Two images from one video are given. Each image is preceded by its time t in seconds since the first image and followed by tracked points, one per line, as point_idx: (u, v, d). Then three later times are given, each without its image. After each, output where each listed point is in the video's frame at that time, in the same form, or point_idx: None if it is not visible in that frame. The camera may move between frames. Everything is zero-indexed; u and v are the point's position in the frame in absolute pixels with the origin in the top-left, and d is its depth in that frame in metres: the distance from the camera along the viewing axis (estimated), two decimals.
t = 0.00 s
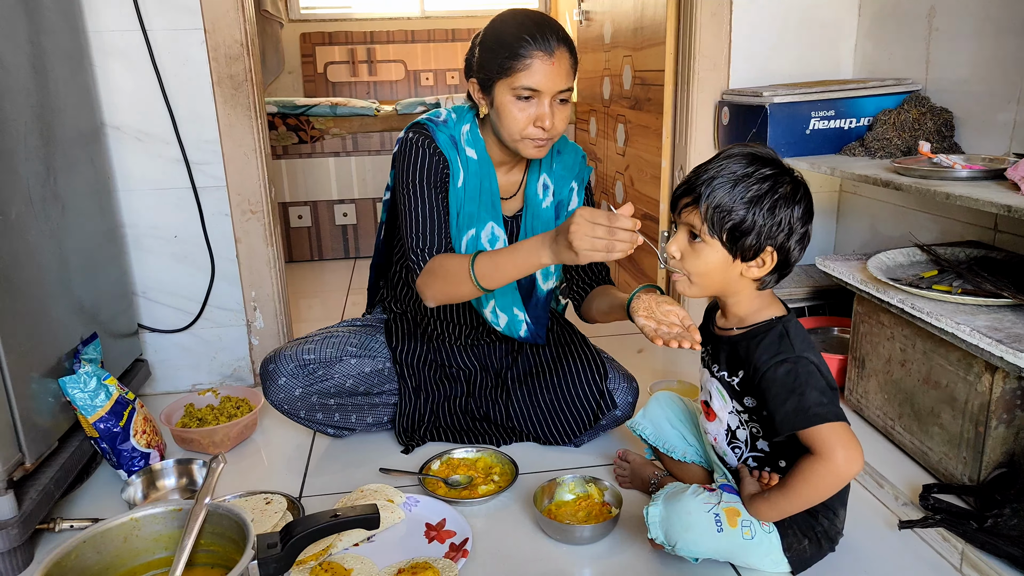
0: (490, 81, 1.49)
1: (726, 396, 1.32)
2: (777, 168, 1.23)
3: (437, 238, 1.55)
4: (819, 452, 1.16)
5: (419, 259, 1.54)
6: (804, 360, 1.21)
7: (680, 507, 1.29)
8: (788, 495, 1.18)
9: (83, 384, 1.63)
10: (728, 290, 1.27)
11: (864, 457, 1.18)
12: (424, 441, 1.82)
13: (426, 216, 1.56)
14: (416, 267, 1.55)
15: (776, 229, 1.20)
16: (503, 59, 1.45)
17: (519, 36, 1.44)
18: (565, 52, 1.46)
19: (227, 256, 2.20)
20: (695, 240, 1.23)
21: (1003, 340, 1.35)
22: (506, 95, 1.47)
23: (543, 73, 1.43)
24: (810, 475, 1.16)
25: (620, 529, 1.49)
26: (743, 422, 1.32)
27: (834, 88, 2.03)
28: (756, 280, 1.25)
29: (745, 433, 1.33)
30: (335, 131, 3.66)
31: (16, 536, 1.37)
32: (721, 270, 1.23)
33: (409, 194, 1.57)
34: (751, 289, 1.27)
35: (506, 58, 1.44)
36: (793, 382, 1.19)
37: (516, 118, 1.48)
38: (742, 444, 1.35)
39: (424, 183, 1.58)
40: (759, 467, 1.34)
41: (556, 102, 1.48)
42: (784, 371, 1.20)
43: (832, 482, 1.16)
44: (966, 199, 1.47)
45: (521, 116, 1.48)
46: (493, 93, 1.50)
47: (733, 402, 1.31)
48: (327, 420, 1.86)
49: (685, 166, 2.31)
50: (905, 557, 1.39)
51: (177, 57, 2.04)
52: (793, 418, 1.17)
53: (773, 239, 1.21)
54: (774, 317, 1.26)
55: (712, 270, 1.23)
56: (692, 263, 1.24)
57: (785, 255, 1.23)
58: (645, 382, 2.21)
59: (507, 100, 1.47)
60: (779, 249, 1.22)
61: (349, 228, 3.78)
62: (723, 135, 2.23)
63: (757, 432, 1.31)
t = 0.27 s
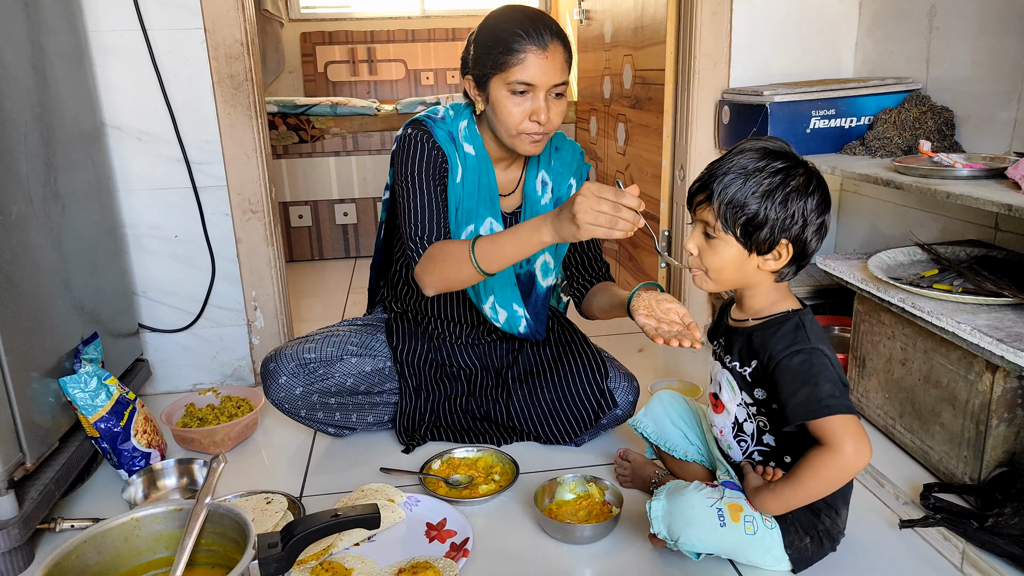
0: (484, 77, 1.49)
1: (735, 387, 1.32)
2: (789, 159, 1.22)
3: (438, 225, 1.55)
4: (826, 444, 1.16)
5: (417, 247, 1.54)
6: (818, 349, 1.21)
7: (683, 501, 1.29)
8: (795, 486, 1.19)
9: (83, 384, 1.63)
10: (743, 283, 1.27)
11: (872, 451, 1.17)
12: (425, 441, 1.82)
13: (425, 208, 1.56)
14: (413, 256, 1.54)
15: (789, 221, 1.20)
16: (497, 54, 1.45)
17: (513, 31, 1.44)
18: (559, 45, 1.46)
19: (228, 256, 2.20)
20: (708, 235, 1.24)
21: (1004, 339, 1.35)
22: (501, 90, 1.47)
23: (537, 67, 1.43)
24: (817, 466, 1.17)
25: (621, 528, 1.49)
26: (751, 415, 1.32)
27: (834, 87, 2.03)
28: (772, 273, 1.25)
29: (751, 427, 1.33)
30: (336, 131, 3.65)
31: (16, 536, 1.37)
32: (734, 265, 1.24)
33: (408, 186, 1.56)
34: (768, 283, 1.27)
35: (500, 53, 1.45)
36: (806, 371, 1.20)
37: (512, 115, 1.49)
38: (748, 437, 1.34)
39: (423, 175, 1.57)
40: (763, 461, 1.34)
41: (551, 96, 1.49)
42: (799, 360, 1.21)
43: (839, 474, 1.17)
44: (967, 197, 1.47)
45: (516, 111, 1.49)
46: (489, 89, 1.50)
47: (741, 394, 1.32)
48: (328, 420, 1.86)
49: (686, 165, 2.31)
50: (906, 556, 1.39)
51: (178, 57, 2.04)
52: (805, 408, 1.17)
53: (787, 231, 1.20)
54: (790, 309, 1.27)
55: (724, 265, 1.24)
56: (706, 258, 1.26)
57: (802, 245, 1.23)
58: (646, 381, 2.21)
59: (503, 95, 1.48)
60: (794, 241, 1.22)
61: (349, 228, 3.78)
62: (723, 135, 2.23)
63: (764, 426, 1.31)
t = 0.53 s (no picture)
0: (473, 72, 1.49)
1: (749, 368, 1.34)
2: (791, 146, 1.20)
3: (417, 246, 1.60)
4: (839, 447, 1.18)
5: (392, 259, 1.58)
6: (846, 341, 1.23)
7: (683, 490, 1.30)
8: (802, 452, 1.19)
9: (83, 383, 1.63)
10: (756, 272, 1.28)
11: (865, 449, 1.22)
12: (425, 440, 1.83)
13: (406, 218, 1.59)
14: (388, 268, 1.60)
15: (779, 208, 1.18)
16: (484, 49, 1.45)
17: (499, 24, 1.45)
18: (546, 37, 1.47)
19: (228, 255, 2.20)
20: (713, 225, 1.28)
21: (1004, 338, 1.35)
22: (491, 84, 1.47)
23: (525, 59, 1.44)
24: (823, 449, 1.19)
25: (621, 527, 1.49)
26: (759, 398, 1.33)
27: (834, 86, 2.02)
28: (777, 261, 1.24)
29: (757, 411, 1.34)
30: (336, 130, 3.66)
31: (15, 536, 1.37)
32: (737, 254, 1.26)
33: (392, 195, 1.60)
34: (783, 272, 1.26)
35: (488, 47, 1.45)
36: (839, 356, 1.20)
37: (502, 108, 1.49)
38: (754, 423, 1.35)
39: (405, 184, 1.60)
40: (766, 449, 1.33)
41: (541, 88, 1.49)
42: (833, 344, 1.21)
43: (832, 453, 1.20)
44: (967, 197, 1.47)
45: (506, 105, 1.48)
46: (478, 84, 1.50)
47: (754, 376, 1.33)
48: (328, 419, 1.86)
49: (686, 164, 2.31)
50: (906, 555, 1.39)
51: (177, 57, 2.04)
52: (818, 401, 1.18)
53: (778, 218, 1.19)
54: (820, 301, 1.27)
55: (726, 254, 1.27)
56: (713, 247, 1.29)
57: (802, 233, 1.19)
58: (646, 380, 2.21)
59: (493, 89, 1.48)
60: (789, 228, 1.19)
61: (349, 227, 3.78)
62: (723, 134, 2.23)
63: (770, 412, 1.32)
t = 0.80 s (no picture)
0: (454, 73, 1.51)
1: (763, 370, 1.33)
2: (823, 140, 1.18)
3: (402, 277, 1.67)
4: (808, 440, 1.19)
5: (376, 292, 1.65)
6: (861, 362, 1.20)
7: (688, 485, 1.29)
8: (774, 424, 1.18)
9: (83, 383, 1.63)
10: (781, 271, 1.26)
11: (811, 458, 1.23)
12: (425, 440, 1.83)
13: (387, 245, 1.66)
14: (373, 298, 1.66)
15: (810, 202, 1.16)
16: (463, 50, 1.47)
17: (475, 24, 1.46)
18: (523, 32, 1.48)
19: (227, 255, 2.20)
20: (741, 221, 1.26)
21: (1003, 338, 1.36)
22: (472, 84, 1.49)
23: (505, 56, 1.46)
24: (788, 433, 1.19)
25: (621, 527, 1.49)
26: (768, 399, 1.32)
27: (832, 86, 2.01)
28: (805, 258, 1.22)
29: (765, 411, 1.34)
30: (336, 130, 3.64)
31: (15, 535, 1.37)
32: (764, 251, 1.24)
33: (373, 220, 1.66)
34: (809, 270, 1.24)
35: (467, 47, 1.46)
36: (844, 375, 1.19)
37: (484, 107, 1.50)
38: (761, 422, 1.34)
39: (385, 208, 1.65)
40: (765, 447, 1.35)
41: (523, 84, 1.50)
42: (842, 363, 1.20)
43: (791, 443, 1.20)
44: (966, 196, 1.47)
45: (489, 103, 1.50)
46: (459, 85, 1.52)
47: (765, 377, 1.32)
48: (328, 418, 1.86)
49: (685, 164, 2.31)
50: (906, 554, 1.39)
51: (177, 56, 2.04)
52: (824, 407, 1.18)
53: (809, 214, 1.17)
54: (846, 313, 1.25)
55: (753, 250, 1.25)
56: (740, 243, 1.27)
57: (833, 229, 1.17)
58: (646, 380, 2.21)
59: (474, 89, 1.49)
60: (820, 224, 1.17)
61: (349, 227, 3.78)
62: (723, 133, 2.23)
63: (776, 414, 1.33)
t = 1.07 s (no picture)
0: (430, 67, 1.56)
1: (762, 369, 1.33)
2: (844, 134, 1.18)
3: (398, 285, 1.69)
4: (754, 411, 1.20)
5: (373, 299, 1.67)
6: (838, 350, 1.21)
7: (681, 488, 1.30)
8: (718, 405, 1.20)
9: (82, 383, 1.63)
10: (792, 266, 1.25)
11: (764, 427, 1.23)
12: (424, 439, 1.83)
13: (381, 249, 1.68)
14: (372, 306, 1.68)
15: (826, 194, 1.16)
16: (437, 44, 1.53)
17: (447, 17, 1.52)
18: (495, 24, 1.54)
19: (227, 255, 2.20)
20: (756, 210, 1.25)
21: (1003, 336, 1.36)
22: (448, 77, 1.55)
23: (478, 47, 1.52)
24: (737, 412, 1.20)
25: (621, 526, 1.49)
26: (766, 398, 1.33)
27: (832, 84, 2.00)
28: (817, 251, 1.21)
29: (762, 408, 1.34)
30: (336, 129, 3.66)
31: (15, 536, 1.37)
32: (776, 241, 1.23)
33: (365, 228, 1.69)
34: (819, 266, 1.24)
35: (441, 41, 1.53)
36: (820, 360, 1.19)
37: (462, 98, 1.56)
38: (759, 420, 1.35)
39: (376, 216, 1.68)
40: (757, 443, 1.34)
41: (497, 74, 1.56)
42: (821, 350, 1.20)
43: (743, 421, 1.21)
44: (965, 195, 1.47)
45: (466, 94, 1.55)
46: (436, 79, 1.57)
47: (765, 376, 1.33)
48: (327, 417, 1.86)
49: (685, 163, 2.31)
50: (906, 553, 1.39)
51: (176, 56, 2.04)
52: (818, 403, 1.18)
53: (824, 205, 1.16)
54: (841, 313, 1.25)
55: (765, 241, 1.24)
56: (753, 234, 1.26)
57: (846, 223, 1.17)
58: (646, 379, 2.21)
59: (451, 81, 1.55)
60: (834, 216, 1.17)
61: (349, 227, 3.78)
62: (722, 132, 2.23)
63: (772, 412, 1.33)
